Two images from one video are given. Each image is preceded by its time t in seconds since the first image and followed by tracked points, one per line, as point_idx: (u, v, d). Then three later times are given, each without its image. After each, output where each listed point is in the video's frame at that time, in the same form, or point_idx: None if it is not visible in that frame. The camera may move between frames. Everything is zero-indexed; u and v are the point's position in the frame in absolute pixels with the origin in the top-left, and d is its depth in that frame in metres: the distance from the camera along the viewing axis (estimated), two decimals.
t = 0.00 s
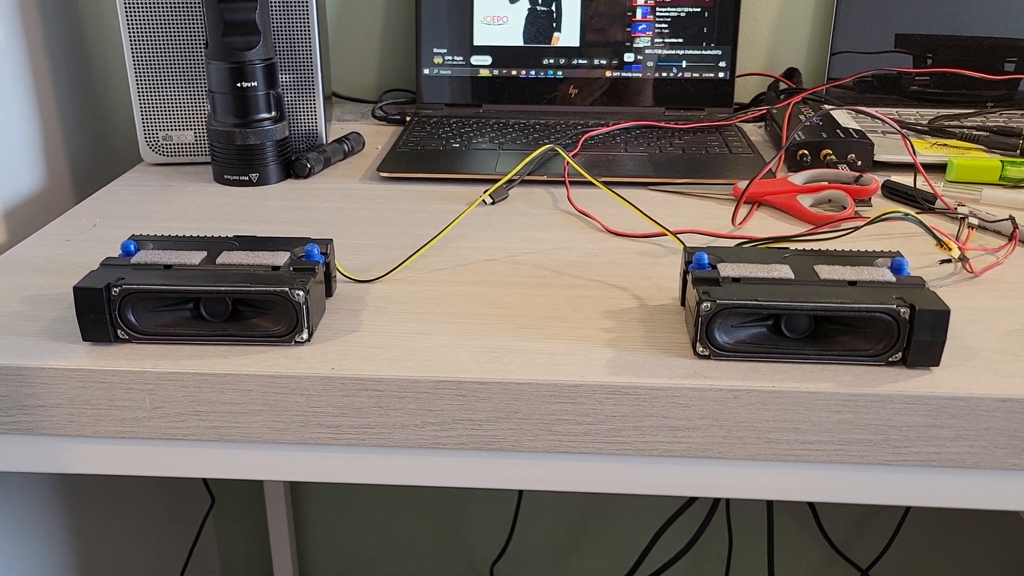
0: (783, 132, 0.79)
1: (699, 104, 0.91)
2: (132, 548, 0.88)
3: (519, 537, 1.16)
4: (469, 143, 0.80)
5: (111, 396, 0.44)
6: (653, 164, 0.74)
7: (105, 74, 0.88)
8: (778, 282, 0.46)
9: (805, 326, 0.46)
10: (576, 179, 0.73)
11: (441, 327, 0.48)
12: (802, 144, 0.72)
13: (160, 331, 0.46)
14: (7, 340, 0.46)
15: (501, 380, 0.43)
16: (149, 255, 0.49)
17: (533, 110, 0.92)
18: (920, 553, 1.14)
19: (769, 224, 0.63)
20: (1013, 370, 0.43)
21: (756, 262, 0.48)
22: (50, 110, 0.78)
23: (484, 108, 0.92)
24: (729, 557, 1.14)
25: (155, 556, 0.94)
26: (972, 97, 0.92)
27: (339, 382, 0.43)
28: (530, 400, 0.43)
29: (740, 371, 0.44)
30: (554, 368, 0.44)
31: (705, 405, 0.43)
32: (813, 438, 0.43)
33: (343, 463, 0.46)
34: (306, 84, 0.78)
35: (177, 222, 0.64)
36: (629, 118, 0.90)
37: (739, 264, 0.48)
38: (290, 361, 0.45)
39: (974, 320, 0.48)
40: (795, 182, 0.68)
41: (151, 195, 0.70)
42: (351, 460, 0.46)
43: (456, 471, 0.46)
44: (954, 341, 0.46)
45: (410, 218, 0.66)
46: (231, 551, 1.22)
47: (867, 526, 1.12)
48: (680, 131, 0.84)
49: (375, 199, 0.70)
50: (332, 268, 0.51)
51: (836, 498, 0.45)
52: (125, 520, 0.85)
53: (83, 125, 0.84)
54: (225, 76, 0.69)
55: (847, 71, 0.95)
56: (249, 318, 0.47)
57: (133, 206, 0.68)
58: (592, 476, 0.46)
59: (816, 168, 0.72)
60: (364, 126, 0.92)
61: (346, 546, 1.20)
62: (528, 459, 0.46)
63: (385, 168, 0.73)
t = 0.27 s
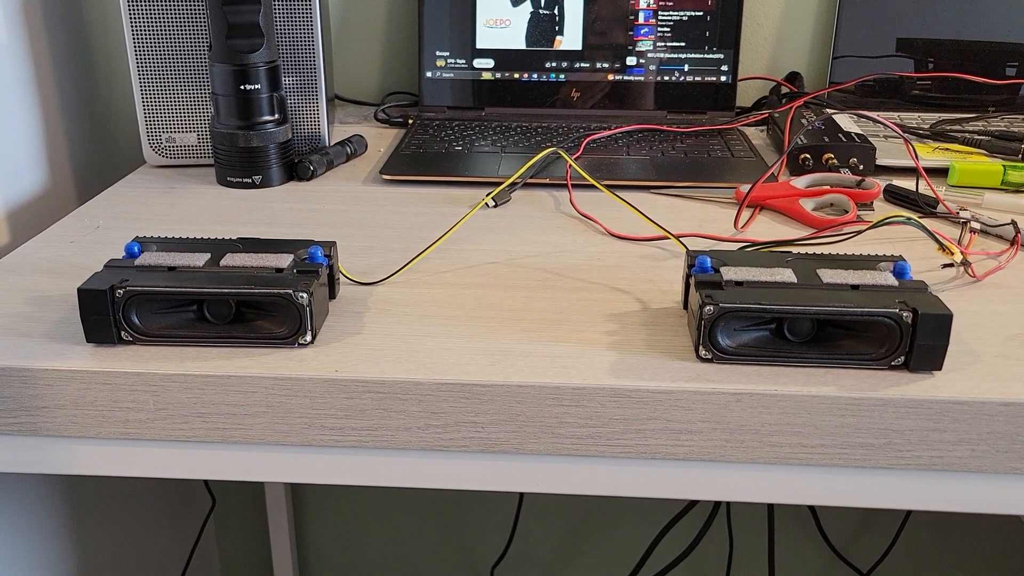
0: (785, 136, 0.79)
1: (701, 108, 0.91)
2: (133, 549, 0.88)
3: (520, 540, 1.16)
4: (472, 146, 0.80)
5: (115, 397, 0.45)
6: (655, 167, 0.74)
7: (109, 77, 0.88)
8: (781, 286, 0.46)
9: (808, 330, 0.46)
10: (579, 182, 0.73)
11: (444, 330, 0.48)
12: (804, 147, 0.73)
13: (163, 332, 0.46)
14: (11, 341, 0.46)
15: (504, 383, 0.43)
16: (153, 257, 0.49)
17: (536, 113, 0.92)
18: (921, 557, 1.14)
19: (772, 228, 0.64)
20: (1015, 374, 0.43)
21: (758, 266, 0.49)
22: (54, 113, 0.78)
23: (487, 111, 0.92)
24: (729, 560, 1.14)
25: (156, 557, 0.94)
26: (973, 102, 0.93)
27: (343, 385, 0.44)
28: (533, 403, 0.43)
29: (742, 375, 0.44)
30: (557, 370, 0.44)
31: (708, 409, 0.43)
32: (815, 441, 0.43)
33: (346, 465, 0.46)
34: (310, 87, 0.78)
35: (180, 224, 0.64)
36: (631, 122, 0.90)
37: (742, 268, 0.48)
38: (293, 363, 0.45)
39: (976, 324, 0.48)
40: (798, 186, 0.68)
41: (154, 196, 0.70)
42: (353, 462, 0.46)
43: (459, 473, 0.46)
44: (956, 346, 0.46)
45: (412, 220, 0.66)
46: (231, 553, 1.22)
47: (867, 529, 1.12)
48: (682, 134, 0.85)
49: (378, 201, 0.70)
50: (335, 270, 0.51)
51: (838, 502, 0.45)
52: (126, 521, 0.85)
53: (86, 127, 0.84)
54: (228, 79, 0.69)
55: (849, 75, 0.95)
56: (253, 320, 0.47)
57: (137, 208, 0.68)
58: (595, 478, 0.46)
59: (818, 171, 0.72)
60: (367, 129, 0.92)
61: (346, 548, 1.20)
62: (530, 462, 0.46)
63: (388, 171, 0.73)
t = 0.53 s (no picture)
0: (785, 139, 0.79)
1: (701, 111, 0.91)
2: (133, 552, 0.88)
3: (521, 543, 1.16)
4: (472, 149, 0.80)
5: (114, 401, 0.45)
6: (656, 170, 0.74)
7: (110, 80, 0.88)
8: (781, 290, 0.46)
9: (808, 334, 0.46)
10: (579, 185, 0.73)
11: (444, 333, 0.48)
12: (804, 151, 0.73)
13: (163, 336, 0.46)
14: (12, 345, 0.46)
15: (504, 387, 0.43)
16: (153, 260, 0.49)
17: (536, 116, 0.92)
18: (921, 561, 1.14)
19: (772, 232, 0.64)
20: (1016, 379, 0.43)
21: (759, 270, 0.49)
22: (55, 116, 0.78)
23: (487, 114, 0.92)
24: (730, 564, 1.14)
25: (156, 560, 0.94)
26: (974, 105, 0.93)
27: (343, 388, 0.44)
28: (533, 407, 0.43)
29: (743, 379, 0.44)
30: (557, 374, 0.44)
31: (708, 413, 0.43)
32: (815, 446, 0.43)
33: (345, 468, 0.46)
34: (310, 90, 0.78)
35: (181, 227, 0.64)
36: (632, 124, 0.90)
37: (742, 272, 0.48)
38: (294, 367, 0.45)
39: (977, 328, 0.48)
40: (798, 190, 0.68)
41: (155, 199, 0.70)
42: (353, 466, 0.46)
43: (458, 477, 0.46)
44: (957, 350, 0.46)
45: (413, 224, 0.66)
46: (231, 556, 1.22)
47: (868, 533, 1.12)
48: (683, 137, 0.85)
49: (379, 204, 0.70)
50: (335, 274, 0.51)
51: (838, 506, 0.45)
52: (126, 524, 0.85)
53: (87, 130, 0.84)
54: (229, 82, 0.69)
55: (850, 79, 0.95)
56: (253, 323, 0.47)
57: (138, 211, 0.68)
58: (594, 482, 0.46)
59: (818, 175, 0.72)
60: (368, 131, 0.92)
61: (346, 551, 1.20)
62: (530, 466, 0.46)
63: (388, 174, 0.73)
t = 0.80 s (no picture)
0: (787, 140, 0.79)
1: (703, 112, 0.91)
2: (134, 555, 0.88)
3: (522, 544, 1.16)
4: (474, 150, 0.80)
5: (117, 403, 0.44)
6: (658, 171, 0.74)
7: (111, 81, 0.88)
8: (784, 291, 0.46)
9: (811, 336, 0.46)
10: (581, 186, 0.73)
11: (447, 335, 0.48)
12: (806, 152, 0.73)
13: (166, 338, 0.46)
14: (14, 347, 0.46)
15: (507, 389, 0.43)
16: (156, 262, 0.49)
17: (538, 117, 0.92)
18: (923, 562, 1.14)
19: (774, 233, 0.64)
20: (1019, 380, 0.43)
21: (761, 271, 0.48)
22: (56, 118, 0.78)
23: (489, 115, 0.92)
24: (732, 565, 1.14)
25: (157, 562, 0.94)
26: (975, 106, 0.93)
27: (346, 390, 0.44)
28: (535, 409, 0.43)
29: (746, 380, 0.44)
30: (559, 376, 0.44)
31: (711, 415, 0.43)
32: (818, 447, 0.43)
33: (348, 470, 0.46)
34: (312, 91, 0.78)
35: (182, 229, 0.64)
36: (633, 126, 0.90)
37: (745, 273, 0.48)
38: (296, 369, 0.45)
39: (980, 330, 0.48)
40: (800, 191, 0.68)
41: (157, 201, 0.70)
42: (355, 468, 0.46)
43: (461, 479, 0.46)
44: (959, 351, 0.46)
45: (415, 225, 0.66)
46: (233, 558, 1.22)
47: (869, 534, 1.12)
48: (685, 138, 0.85)
49: (381, 206, 0.70)
50: (338, 275, 0.51)
51: (841, 508, 0.45)
52: (127, 525, 0.85)
53: (88, 131, 0.84)
54: (231, 84, 0.69)
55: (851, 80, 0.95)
56: (255, 325, 0.47)
57: (140, 212, 0.68)
58: (597, 484, 0.46)
59: (820, 176, 0.72)
60: (369, 133, 0.92)
61: (347, 553, 1.20)
62: (533, 468, 0.46)
63: (390, 175, 0.73)
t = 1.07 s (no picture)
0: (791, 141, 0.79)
1: (706, 112, 0.91)
2: (137, 555, 0.88)
3: (525, 544, 1.16)
4: (478, 151, 0.80)
5: (123, 403, 0.45)
6: (662, 172, 0.74)
7: (115, 82, 0.88)
8: (790, 292, 0.46)
9: (818, 336, 0.46)
10: (585, 187, 0.73)
11: (452, 335, 0.48)
12: (810, 153, 0.73)
13: (172, 338, 0.46)
14: (21, 347, 0.46)
15: (513, 389, 0.43)
16: (161, 262, 0.49)
17: (541, 117, 0.92)
18: (926, 562, 1.14)
19: (779, 233, 0.64)
20: None
21: (767, 272, 0.48)
22: (60, 118, 0.78)
23: (492, 116, 0.92)
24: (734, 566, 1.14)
25: (161, 562, 0.94)
26: (978, 107, 0.93)
27: (352, 391, 0.44)
28: (542, 409, 0.43)
29: (752, 381, 0.44)
30: (566, 377, 0.44)
31: (717, 415, 0.43)
32: (824, 448, 0.43)
33: (354, 470, 0.46)
34: (316, 92, 0.78)
35: (187, 229, 0.64)
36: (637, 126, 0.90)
37: (751, 274, 0.48)
38: (302, 369, 0.45)
39: (986, 330, 0.48)
40: (804, 191, 0.68)
41: (161, 201, 0.70)
42: (361, 468, 0.46)
43: (466, 479, 0.46)
44: (965, 352, 0.46)
45: (419, 226, 0.66)
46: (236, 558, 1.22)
47: (872, 534, 1.12)
48: (688, 139, 0.85)
49: (385, 206, 0.70)
50: (343, 276, 0.51)
51: (847, 508, 0.45)
52: (130, 526, 0.85)
53: (92, 132, 0.84)
54: (235, 84, 0.69)
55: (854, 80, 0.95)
56: (261, 326, 0.47)
57: (144, 213, 0.68)
58: (603, 485, 0.46)
59: (824, 176, 0.72)
60: (373, 133, 0.92)
61: (349, 553, 1.20)
62: (539, 468, 0.46)
63: (394, 176, 0.73)
